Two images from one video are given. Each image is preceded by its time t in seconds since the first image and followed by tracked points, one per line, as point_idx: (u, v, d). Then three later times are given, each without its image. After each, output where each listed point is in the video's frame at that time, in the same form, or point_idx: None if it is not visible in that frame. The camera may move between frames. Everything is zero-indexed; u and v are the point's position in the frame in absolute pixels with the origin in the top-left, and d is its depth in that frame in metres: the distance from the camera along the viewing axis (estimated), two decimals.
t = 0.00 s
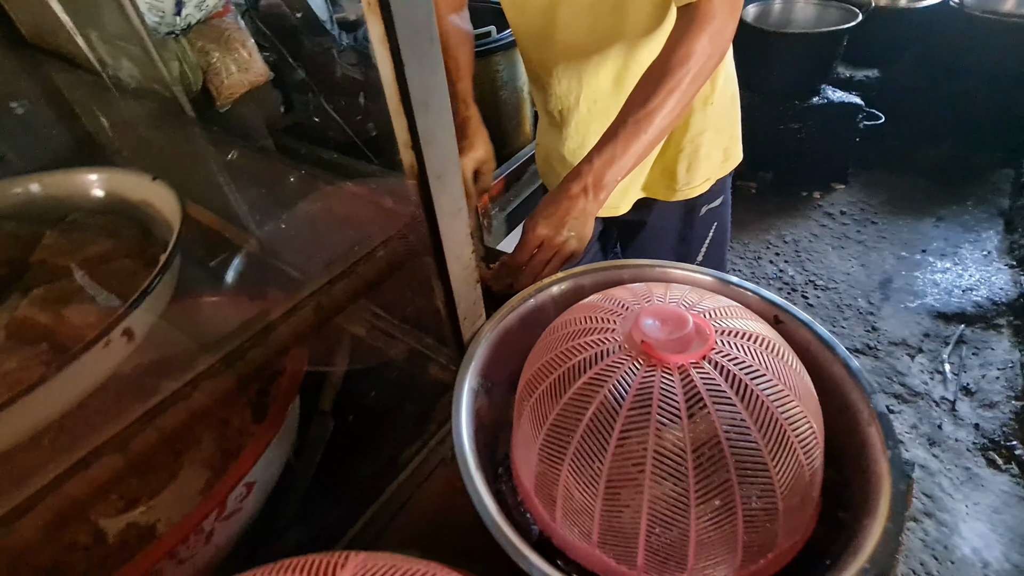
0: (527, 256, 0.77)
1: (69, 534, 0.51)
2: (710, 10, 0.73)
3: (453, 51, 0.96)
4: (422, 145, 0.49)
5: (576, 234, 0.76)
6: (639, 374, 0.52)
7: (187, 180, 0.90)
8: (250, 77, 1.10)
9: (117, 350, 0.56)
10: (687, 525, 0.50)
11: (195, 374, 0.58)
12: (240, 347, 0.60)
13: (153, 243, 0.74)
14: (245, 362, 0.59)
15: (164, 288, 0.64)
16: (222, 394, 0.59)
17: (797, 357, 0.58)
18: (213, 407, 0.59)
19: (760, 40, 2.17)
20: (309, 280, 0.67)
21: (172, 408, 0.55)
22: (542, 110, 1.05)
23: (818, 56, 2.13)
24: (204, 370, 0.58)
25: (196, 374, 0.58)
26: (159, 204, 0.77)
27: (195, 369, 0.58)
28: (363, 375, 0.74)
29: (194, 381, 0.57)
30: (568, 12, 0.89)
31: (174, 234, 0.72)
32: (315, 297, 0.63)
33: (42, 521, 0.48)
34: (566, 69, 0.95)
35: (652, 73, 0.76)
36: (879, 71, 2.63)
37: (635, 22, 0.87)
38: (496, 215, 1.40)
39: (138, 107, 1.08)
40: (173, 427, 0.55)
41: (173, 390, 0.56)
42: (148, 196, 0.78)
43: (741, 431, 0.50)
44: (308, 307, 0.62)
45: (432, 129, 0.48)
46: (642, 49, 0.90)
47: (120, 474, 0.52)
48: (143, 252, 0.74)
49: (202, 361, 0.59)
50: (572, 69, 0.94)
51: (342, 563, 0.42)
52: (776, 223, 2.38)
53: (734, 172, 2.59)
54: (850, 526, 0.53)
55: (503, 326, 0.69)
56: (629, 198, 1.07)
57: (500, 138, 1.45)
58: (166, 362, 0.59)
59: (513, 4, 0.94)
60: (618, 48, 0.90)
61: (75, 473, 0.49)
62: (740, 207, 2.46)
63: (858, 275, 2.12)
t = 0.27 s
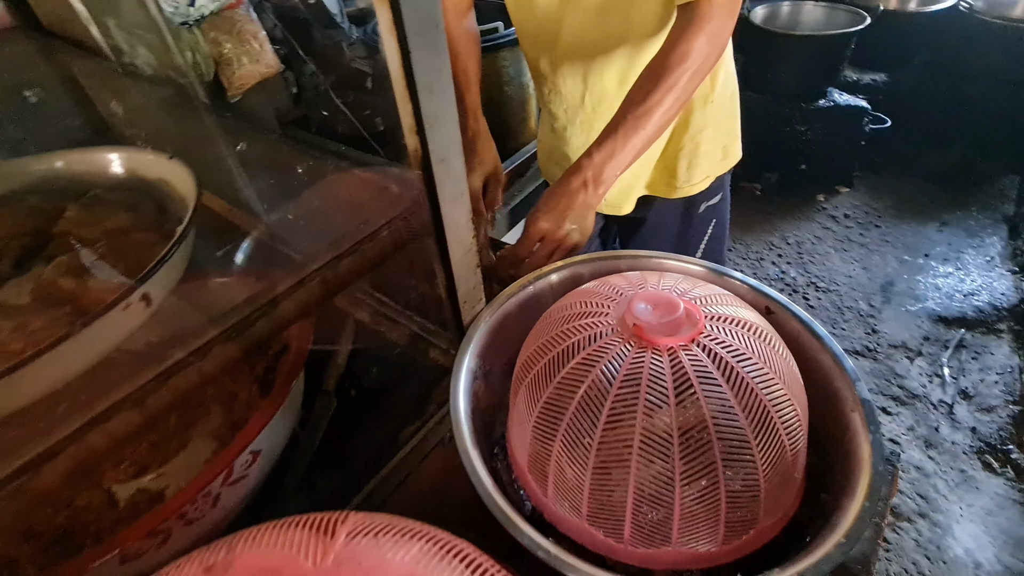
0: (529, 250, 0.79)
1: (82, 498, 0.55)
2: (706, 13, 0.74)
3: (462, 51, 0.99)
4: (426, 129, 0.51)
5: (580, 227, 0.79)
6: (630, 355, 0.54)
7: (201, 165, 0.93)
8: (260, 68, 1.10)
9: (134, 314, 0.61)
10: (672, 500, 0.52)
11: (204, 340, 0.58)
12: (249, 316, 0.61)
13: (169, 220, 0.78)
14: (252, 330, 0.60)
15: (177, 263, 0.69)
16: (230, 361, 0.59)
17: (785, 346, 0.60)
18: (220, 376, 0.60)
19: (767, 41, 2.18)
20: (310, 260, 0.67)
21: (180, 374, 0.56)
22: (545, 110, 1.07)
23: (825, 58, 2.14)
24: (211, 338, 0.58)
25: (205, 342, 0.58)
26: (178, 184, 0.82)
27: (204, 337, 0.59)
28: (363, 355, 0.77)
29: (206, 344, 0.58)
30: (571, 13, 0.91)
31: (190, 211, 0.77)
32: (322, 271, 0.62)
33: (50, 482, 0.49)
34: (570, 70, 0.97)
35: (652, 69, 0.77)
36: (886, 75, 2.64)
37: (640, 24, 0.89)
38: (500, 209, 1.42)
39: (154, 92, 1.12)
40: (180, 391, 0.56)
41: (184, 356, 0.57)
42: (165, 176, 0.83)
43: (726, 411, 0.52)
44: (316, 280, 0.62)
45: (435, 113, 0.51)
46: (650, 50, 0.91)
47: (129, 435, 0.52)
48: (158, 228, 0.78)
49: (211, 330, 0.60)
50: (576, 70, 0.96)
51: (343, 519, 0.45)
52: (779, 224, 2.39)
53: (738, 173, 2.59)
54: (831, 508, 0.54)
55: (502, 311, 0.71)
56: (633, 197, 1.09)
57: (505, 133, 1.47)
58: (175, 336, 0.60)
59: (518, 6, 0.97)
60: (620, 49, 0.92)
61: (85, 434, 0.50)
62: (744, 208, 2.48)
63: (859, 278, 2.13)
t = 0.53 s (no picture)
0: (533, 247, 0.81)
1: (98, 478, 0.57)
2: (710, 19, 0.75)
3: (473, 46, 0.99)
4: (434, 123, 0.53)
5: (582, 224, 0.81)
6: (629, 348, 0.56)
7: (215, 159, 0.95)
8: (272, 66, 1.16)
9: (148, 302, 0.65)
10: (668, 490, 0.53)
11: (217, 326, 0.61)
12: (261, 306, 0.62)
13: (186, 210, 0.82)
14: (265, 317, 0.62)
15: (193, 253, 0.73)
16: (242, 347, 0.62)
17: (783, 343, 0.61)
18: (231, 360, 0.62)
19: (777, 42, 2.18)
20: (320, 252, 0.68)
21: (194, 359, 0.58)
22: (550, 110, 1.08)
23: (834, 60, 2.13)
24: (224, 325, 0.61)
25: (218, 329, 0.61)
26: (195, 175, 0.86)
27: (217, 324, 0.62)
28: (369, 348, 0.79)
29: (220, 330, 0.60)
30: (577, 18, 0.92)
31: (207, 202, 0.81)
32: (331, 262, 0.65)
33: (70, 459, 0.51)
34: (576, 72, 0.98)
35: (656, 70, 0.78)
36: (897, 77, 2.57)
37: (645, 25, 0.90)
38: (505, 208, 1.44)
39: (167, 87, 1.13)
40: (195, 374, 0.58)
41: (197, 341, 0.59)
42: (184, 168, 0.87)
43: (722, 404, 0.53)
44: (327, 270, 0.64)
45: (443, 110, 0.52)
46: (655, 49, 0.92)
47: (146, 416, 0.55)
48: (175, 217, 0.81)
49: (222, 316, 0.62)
50: (580, 71, 0.97)
51: (348, 498, 0.47)
52: (786, 226, 2.38)
53: (745, 174, 2.60)
54: (824, 501, 0.56)
55: (505, 305, 0.73)
56: (632, 194, 1.10)
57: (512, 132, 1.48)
58: (188, 324, 0.63)
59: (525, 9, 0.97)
60: (625, 53, 0.93)
61: (102, 413, 0.52)
62: (751, 209, 2.47)
63: (865, 281, 2.13)
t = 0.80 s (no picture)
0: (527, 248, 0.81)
1: (88, 483, 0.57)
2: (712, 24, 0.74)
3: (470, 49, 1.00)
4: (428, 130, 0.52)
5: (567, 227, 0.80)
6: (621, 360, 0.55)
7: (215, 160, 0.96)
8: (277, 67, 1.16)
9: (134, 308, 0.63)
10: (658, 505, 0.53)
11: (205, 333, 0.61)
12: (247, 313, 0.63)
13: (178, 214, 0.81)
14: (256, 324, 0.62)
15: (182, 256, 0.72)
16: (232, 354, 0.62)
17: (779, 357, 0.60)
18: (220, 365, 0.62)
19: (785, 46, 2.15)
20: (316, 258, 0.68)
21: (181, 366, 0.58)
22: (552, 110, 1.08)
23: (843, 65, 2.11)
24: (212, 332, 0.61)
25: (205, 336, 0.61)
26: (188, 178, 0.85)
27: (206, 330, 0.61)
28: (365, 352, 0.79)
29: (208, 337, 0.60)
30: (581, 20, 0.91)
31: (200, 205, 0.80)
32: (321, 270, 0.65)
33: (55, 465, 0.51)
34: (579, 76, 0.98)
35: (655, 77, 0.77)
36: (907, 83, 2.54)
37: (649, 30, 0.88)
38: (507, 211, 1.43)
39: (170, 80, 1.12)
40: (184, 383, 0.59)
41: (184, 349, 0.59)
42: (178, 172, 0.86)
43: (715, 419, 0.53)
44: (315, 278, 0.65)
45: (437, 117, 0.52)
46: (659, 53, 0.91)
47: (132, 421, 0.55)
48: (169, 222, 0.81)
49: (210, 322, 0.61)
50: (582, 74, 0.97)
51: (331, 510, 0.46)
52: (792, 232, 2.36)
53: (751, 179, 2.57)
54: (818, 518, 0.55)
55: (500, 312, 0.72)
56: (637, 203, 1.09)
57: (515, 134, 1.48)
58: (176, 330, 0.62)
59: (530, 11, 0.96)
60: (628, 58, 0.93)
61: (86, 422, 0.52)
62: (756, 214, 2.45)
63: (872, 288, 2.10)
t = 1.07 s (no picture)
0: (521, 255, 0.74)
1: (40, 495, 0.53)
2: (722, 24, 0.70)
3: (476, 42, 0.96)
4: (407, 129, 0.48)
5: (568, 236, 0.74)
6: (613, 380, 0.51)
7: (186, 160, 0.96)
8: (273, 59, 1.12)
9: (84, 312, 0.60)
10: (647, 540, 0.48)
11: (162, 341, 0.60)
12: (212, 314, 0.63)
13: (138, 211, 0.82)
14: (219, 332, 0.61)
15: (133, 257, 0.72)
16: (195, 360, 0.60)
17: (784, 381, 0.56)
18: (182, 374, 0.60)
19: (797, 49, 2.10)
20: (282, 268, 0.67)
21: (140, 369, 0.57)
22: (553, 110, 1.03)
23: (855, 70, 2.05)
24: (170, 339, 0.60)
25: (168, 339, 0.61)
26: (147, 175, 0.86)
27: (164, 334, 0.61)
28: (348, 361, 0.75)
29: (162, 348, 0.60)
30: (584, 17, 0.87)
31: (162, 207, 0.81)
32: (287, 277, 0.66)
33: None
34: (582, 76, 0.93)
35: (657, 79, 0.73)
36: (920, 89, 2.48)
37: (656, 28, 0.84)
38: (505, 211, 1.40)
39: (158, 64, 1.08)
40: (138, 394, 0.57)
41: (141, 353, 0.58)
42: (135, 165, 0.87)
43: (712, 449, 0.48)
44: (275, 289, 0.65)
45: (418, 115, 0.47)
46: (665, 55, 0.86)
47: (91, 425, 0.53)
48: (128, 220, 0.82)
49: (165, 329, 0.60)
50: (586, 73, 0.92)
51: (281, 547, 0.43)
52: (798, 238, 2.30)
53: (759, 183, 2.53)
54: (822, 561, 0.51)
55: (488, 322, 0.68)
56: (640, 206, 1.04)
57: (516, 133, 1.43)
58: (137, 332, 0.61)
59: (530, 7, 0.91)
60: (635, 57, 0.88)
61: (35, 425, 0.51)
62: (763, 220, 2.40)
63: (879, 299, 2.02)
